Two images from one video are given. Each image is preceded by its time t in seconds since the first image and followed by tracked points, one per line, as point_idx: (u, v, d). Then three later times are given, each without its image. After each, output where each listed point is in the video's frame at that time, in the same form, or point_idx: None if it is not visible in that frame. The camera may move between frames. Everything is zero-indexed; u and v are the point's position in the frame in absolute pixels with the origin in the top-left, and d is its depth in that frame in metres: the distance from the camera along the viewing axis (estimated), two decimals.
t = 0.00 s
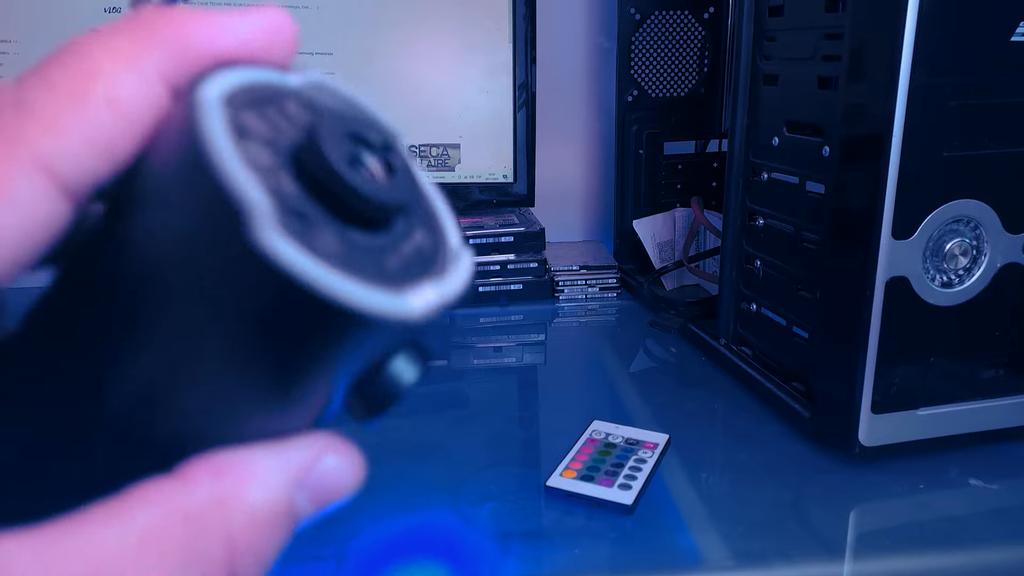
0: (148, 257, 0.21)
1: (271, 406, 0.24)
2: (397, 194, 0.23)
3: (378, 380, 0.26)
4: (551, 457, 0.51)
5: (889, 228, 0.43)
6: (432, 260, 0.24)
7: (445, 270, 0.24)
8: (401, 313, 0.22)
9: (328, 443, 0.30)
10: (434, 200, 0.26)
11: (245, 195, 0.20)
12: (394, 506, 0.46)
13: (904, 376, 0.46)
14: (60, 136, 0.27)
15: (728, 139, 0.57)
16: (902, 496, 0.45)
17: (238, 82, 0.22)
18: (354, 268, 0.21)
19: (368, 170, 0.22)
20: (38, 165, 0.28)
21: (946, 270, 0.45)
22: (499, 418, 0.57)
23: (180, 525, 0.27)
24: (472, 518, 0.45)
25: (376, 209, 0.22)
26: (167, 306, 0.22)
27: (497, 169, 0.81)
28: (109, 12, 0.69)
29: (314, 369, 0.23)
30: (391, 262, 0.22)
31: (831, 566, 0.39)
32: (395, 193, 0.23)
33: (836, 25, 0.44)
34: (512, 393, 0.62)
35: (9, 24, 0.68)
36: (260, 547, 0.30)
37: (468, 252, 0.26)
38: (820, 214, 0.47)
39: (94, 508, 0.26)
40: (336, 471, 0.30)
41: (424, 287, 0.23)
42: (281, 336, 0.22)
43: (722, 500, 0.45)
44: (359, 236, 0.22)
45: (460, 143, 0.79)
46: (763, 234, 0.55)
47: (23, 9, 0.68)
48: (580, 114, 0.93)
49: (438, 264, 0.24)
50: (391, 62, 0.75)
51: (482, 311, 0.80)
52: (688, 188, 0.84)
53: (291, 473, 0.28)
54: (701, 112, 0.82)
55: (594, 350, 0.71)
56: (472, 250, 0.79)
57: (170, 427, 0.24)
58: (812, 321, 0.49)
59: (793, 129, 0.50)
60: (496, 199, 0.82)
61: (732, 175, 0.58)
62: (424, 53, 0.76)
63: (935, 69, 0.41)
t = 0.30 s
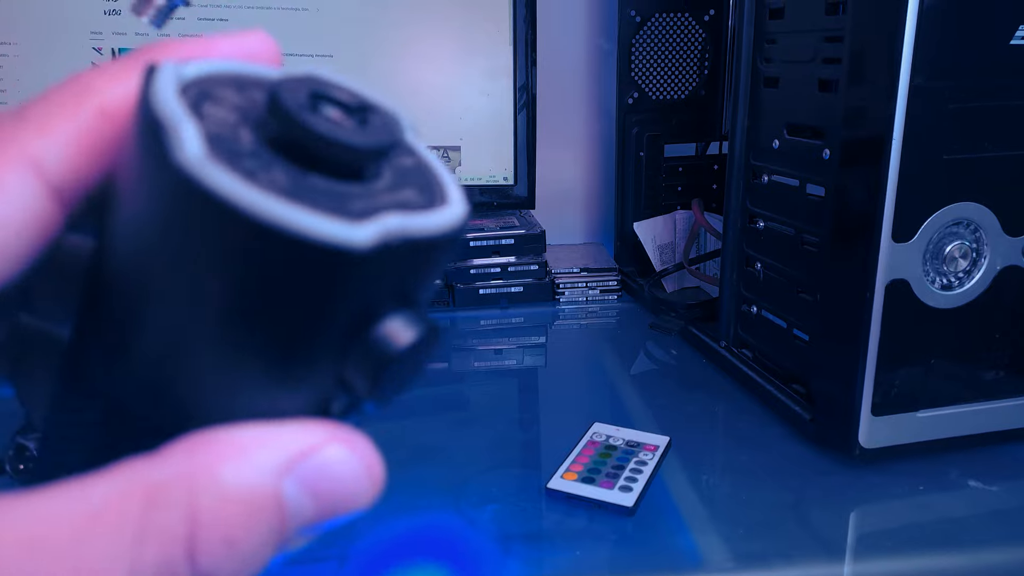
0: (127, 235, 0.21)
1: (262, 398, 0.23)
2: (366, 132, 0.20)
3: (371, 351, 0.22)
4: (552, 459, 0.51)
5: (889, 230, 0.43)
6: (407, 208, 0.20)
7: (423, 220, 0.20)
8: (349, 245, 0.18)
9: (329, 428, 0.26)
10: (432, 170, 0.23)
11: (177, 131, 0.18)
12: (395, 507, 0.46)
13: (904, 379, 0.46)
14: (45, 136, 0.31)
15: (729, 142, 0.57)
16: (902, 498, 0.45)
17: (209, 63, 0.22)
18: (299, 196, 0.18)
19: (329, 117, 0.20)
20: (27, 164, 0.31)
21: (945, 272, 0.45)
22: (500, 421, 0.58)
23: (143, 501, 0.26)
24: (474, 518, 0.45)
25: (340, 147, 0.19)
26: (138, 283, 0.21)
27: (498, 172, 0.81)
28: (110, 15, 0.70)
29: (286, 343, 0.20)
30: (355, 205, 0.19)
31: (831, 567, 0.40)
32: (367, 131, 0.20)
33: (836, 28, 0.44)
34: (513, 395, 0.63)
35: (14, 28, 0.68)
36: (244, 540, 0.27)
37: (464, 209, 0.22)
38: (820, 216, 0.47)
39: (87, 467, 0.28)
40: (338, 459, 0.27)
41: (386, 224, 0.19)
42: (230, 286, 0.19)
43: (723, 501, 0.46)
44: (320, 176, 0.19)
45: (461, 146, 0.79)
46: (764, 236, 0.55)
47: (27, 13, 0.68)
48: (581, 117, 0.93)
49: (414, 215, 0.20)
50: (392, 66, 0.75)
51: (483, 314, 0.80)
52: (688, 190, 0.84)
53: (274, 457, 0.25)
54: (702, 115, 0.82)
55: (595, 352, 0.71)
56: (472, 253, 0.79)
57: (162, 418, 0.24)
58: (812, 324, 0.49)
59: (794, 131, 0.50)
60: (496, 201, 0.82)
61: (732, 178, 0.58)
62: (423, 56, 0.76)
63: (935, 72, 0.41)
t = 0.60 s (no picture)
0: (185, 306, 0.21)
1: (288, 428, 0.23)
2: (401, 207, 0.21)
3: (404, 408, 0.22)
4: (557, 458, 0.51)
5: (893, 221, 0.43)
6: (441, 280, 0.21)
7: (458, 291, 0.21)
8: (389, 320, 0.19)
9: (365, 476, 0.26)
10: (461, 237, 0.23)
11: (232, 220, 0.19)
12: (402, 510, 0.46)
13: (909, 370, 0.47)
14: (108, 218, 0.30)
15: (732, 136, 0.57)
16: (908, 491, 0.45)
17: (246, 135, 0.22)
18: (343, 277, 0.19)
19: (367, 192, 0.21)
20: (97, 246, 0.30)
21: (949, 264, 0.45)
22: (505, 422, 0.58)
23: (197, 551, 0.26)
24: (481, 518, 0.45)
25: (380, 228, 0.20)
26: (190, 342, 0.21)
27: (499, 172, 0.81)
28: (109, 24, 0.70)
29: (327, 411, 0.21)
30: (394, 282, 0.20)
31: (836, 561, 0.40)
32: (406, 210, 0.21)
33: (837, 18, 0.44)
34: (517, 396, 0.62)
35: (14, 40, 0.68)
36: None
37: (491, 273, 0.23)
38: (823, 210, 0.47)
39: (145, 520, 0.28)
40: (374, 504, 0.27)
41: (422, 298, 0.20)
42: (283, 357, 0.20)
43: (727, 498, 0.45)
44: (362, 255, 0.20)
45: (461, 148, 0.79)
46: (767, 231, 0.55)
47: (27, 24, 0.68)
48: (581, 115, 0.93)
49: (446, 285, 0.21)
50: (392, 69, 0.75)
51: (486, 315, 0.80)
52: (689, 186, 0.84)
53: (314, 504, 0.26)
54: (703, 110, 0.82)
55: (598, 351, 0.71)
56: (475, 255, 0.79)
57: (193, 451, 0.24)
58: (815, 318, 0.49)
59: (797, 125, 0.50)
60: (497, 203, 0.82)
61: (734, 173, 0.58)
62: (422, 58, 0.76)
63: (940, 59, 0.41)
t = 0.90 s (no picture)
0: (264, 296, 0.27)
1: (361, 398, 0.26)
2: (436, 227, 0.25)
3: (474, 404, 0.26)
4: (614, 452, 0.51)
5: (969, 212, 0.42)
6: (483, 288, 0.26)
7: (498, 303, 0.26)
8: (420, 354, 0.24)
9: (436, 460, 0.31)
10: (514, 227, 0.28)
11: (281, 256, 0.25)
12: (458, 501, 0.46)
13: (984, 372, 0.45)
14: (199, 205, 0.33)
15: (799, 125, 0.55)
16: (982, 493, 0.44)
17: (322, 152, 0.27)
18: (380, 302, 0.25)
19: (404, 215, 0.25)
20: (187, 232, 0.33)
21: None
22: (562, 416, 0.57)
23: (287, 514, 0.31)
24: (539, 509, 0.45)
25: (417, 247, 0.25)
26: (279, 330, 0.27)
27: (558, 162, 0.79)
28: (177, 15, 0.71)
29: (397, 399, 0.26)
30: (434, 298, 0.25)
31: (905, 561, 0.38)
32: (442, 224, 0.26)
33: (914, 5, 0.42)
34: (573, 390, 0.62)
35: (91, 31, 0.70)
36: (367, 551, 0.32)
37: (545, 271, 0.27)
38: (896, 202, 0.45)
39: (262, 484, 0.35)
40: (444, 487, 0.31)
41: (458, 324, 0.25)
42: (346, 362, 0.25)
43: (790, 497, 0.44)
44: (405, 272, 0.26)
45: (517, 139, 0.78)
46: (837, 223, 0.53)
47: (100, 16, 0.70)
48: (642, 107, 0.92)
49: (485, 296, 0.26)
50: (452, 59, 0.75)
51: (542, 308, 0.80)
52: (756, 179, 0.82)
53: (394, 480, 0.31)
54: (769, 99, 0.80)
55: (655, 346, 0.70)
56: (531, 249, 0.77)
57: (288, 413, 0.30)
58: (886, 315, 0.48)
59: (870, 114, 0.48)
60: (553, 193, 0.80)
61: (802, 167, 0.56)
62: (482, 48, 0.75)
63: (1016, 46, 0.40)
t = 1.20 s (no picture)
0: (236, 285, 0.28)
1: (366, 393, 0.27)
2: (405, 217, 0.26)
3: (466, 381, 0.27)
4: (621, 453, 0.51)
5: (978, 214, 0.42)
6: (458, 276, 0.26)
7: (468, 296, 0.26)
8: (381, 357, 0.25)
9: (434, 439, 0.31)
10: (495, 207, 0.28)
11: (240, 259, 0.26)
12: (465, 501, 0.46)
13: (994, 373, 0.44)
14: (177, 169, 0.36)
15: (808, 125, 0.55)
16: (993, 495, 0.43)
17: (287, 133, 0.28)
18: (345, 302, 0.26)
19: (371, 206, 0.26)
20: (165, 194, 0.35)
21: None
22: (569, 417, 0.57)
23: (276, 481, 0.31)
24: (546, 510, 0.45)
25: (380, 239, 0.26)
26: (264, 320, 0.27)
27: (564, 161, 0.80)
28: (183, 15, 0.71)
29: (391, 382, 0.26)
30: (400, 293, 0.26)
31: (915, 562, 0.38)
32: (407, 213, 0.26)
33: (922, 6, 0.42)
34: (580, 391, 0.62)
35: (94, 28, 0.70)
36: (357, 519, 0.32)
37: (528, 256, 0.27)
38: (904, 204, 0.46)
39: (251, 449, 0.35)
40: (440, 467, 0.31)
41: (425, 325, 0.25)
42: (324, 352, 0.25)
43: (800, 499, 0.44)
44: (372, 265, 0.26)
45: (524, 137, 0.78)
46: (845, 224, 0.53)
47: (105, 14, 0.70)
48: (648, 106, 0.92)
49: (461, 285, 0.26)
50: (458, 58, 0.75)
51: (548, 308, 0.80)
52: (763, 179, 0.82)
53: (387, 456, 0.31)
54: (776, 99, 0.80)
55: (663, 347, 0.70)
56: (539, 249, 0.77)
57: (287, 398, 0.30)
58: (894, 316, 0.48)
59: (878, 115, 0.48)
60: (559, 192, 0.80)
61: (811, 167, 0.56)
62: (488, 47, 0.75)
63: None
